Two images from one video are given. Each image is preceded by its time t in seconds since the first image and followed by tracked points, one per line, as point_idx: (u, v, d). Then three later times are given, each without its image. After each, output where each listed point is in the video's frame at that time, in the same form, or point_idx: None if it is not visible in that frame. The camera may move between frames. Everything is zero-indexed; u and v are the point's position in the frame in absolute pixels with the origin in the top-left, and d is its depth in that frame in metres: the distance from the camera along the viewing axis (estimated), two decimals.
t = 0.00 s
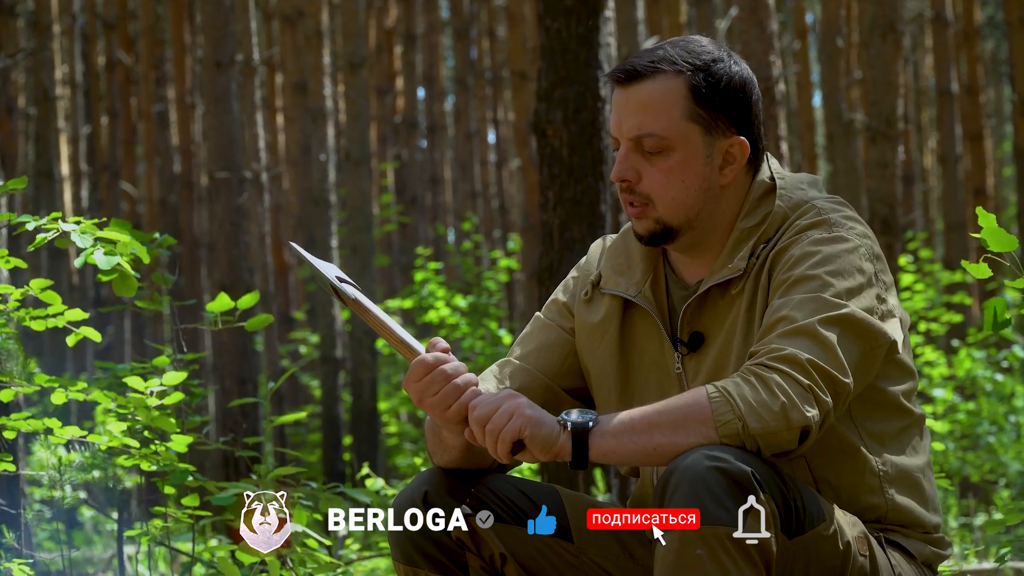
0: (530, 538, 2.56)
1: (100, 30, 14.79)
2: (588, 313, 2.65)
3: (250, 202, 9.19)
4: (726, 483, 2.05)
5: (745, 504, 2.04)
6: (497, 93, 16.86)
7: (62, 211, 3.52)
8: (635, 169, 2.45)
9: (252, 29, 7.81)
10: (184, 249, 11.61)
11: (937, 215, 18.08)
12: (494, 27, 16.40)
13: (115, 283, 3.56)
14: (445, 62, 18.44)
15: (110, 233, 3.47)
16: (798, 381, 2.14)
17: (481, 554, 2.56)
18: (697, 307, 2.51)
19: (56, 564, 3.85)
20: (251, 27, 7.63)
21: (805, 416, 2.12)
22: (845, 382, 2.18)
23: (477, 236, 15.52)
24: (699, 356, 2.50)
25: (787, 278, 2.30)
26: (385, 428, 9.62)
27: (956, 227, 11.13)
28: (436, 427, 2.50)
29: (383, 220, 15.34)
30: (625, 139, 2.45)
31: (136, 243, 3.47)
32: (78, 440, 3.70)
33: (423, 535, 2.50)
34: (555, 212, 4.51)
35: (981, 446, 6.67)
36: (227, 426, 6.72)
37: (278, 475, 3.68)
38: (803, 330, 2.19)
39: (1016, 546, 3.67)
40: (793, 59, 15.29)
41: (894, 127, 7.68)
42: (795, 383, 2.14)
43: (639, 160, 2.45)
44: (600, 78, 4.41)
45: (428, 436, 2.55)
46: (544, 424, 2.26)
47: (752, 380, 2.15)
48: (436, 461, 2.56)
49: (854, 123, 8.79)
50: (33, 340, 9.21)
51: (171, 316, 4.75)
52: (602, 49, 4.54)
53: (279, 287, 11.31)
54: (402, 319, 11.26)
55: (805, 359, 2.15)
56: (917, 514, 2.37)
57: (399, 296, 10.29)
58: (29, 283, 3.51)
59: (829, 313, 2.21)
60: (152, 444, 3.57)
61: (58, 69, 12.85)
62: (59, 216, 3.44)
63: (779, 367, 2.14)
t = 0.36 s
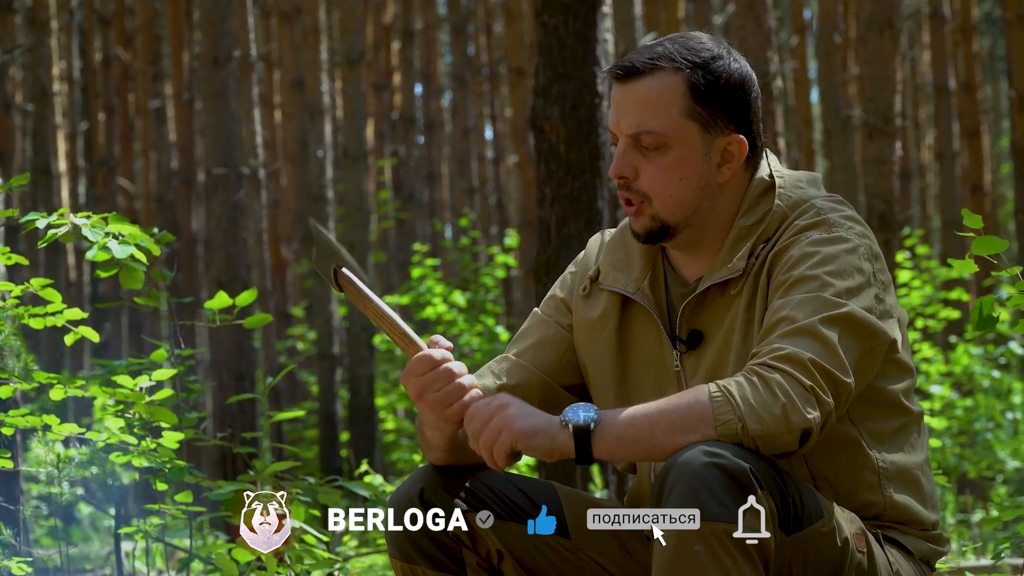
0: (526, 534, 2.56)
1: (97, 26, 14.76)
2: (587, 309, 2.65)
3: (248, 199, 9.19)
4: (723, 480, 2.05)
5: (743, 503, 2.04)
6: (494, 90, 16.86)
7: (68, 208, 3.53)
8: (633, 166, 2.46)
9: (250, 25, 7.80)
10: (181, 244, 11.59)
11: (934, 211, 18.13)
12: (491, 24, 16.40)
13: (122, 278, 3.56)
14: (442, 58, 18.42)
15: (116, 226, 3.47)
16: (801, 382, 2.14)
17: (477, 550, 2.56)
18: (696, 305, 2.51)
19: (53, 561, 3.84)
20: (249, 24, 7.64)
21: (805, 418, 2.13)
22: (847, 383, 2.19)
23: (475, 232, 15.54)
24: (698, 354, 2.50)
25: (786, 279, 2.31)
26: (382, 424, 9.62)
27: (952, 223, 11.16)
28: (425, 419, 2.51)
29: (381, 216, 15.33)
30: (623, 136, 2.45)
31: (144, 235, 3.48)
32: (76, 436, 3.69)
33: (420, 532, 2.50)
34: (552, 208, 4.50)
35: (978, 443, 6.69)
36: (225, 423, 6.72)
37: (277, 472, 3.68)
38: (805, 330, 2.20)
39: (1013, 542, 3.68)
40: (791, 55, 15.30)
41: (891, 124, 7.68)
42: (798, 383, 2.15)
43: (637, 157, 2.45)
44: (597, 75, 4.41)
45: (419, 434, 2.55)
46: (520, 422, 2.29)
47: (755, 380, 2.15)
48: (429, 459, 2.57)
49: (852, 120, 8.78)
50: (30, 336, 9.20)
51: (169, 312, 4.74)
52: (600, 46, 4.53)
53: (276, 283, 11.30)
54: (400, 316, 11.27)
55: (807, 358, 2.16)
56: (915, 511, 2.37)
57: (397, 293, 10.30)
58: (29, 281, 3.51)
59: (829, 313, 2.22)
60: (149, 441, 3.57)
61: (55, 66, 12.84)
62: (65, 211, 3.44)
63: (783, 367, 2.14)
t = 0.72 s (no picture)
0: (525, 535, 2.56)
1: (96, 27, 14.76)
2: (592, 306, 2.65)
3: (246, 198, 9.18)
4: (723, 480, 2.05)
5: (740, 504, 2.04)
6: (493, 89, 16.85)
7: (66, 203, 3.51)
8: (656, 153, 2.45)
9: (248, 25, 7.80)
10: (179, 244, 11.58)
11: (932, 210, 18.15)
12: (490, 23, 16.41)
13: (121, 275, 3.56)
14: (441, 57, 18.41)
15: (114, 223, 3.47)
16: (791, 373, 2.14)
17: (475, 551, 2.56)
18: (701, 304, 2.51)
19: (52, 561, 3.83)
20: (247, 23, 7.64)
21: (795, 409, 2.12)
22: (840, 371, 2.18)
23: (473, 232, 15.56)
24: (705, 353, 2.50)
25: (790, 276, 2.31)
26: (380, 424, 9.61)
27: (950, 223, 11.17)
28: (432, 424, 2.46)
29: (379, 216, 15.32)
30: (650, 122, 2.45)
31: (142, 231, 3.47)
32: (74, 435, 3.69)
33: (419, 534, 2.50)
34: (550, 208, 4.51)
35: (976, 443, 6.71)
36: (223, 423, 6.72)
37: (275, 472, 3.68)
38: (799, 322, 2.20)
39: (1011, 541, 3.70)
40: (790, 55, 15.30)
41: (889, 124, 7.69)
42: (788, 373, 2.14)
43: (662, 145, 2.45)
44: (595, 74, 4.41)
45: (424, 427, 2.51)
46: (529, 471, 2.29)
47: (742, 375, 2.15)
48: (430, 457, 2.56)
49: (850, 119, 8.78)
50: (28, 336, 9.19)
51: (168, 312, 4.74)
52: (597, 45, 4.53)
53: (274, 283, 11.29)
54: (398, 315, 11.27)
55: (798, 349, 2.15)
56: (914, 512, 2.37)
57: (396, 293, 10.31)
58: (28, 278, 3.50)
59: (829, 306, 2.22)
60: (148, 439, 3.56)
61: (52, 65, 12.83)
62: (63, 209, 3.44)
63: (771, 358, 2.14)
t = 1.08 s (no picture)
0: (525, 537, 2.56)
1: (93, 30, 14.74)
2: (593, 312, 2.64)
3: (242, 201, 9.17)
4: (725, 484, 2.05)
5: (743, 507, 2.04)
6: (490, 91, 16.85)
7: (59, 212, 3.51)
8: (667, 155, 2.44)
9: (245, 27, 7.81)
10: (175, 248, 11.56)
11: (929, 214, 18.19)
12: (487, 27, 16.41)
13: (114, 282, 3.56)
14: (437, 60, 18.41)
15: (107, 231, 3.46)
16: (787, 370, 2.13)
17: (474, 554, 2.56)
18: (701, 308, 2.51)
19: (49, 565, 3.82)
20: (244, 26, 7.65)
21: (792, 408, 2.11)
22: (840, 370, 2.18)
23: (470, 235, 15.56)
24: (707, 358, 2.51)
25: (790, 278, 2.31)
26: (377, 428, 9.61)
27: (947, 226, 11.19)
28: (450, 423, 2.45)
29: (376, 219, 15.33)
30: (661, 124, 2.44)
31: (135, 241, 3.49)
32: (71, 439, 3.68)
33: (419, 536, 2.49)
34: (547, 211, 4.50)
35: (973, 446, 6.71)
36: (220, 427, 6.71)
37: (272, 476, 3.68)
38: (797, 322, 2.19)
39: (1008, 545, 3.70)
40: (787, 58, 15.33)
41: (886, 127, 7.70)
42: (784, 373, 2.13)
43: (672, 147, 2.44)
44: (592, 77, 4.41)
45: (440, 427, 2.50)
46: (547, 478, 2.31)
47: (738, 376, 2.15)
48: (434, 459, 2.55)
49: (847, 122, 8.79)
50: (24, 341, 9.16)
51: (166, 317, 4.73)
52: (595, 48, 4.53)
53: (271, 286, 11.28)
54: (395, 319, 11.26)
55: (797, 348, 2.15)
56: (913, 517, 2.37)
57: (393, 296, 10.30)
58: (24, 284, 3.48)
59: (827, 307, 2.22)
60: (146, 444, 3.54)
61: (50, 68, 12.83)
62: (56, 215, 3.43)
63: (768, 357, 2.14)
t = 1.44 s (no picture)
0: (524, 540, 2.55)
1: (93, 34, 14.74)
2: (589, 317, 2.64)
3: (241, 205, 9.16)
4: (721, 488, 2.04)
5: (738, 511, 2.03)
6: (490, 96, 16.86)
7: (57, 221, 3.50)
8: (665, 155, 2.45)
9: (245, 31, 7.83)
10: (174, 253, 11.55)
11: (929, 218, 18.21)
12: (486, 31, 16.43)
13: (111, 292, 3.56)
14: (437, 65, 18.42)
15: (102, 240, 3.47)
16: (782, 375, 2.13)
17: (472, 558, 2.55)
18: (697, 312, 2.51)
19: (47, 570, 3.82)
20: (244, 31, 7.67)
21: (789, 411, 2.11)
22: (835, 375, 2.17)
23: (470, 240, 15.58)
24: (703, 361, 2.50)
25: (785, 282, 2.31)
26: (377, 433, 9.60)
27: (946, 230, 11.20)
28: (447, 428, 2.44)
29: (376, 224, 15.33)
30: (658, 125, 2.44)
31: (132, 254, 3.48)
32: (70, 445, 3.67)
33: (417, 538, 2.49)
34: (546, 216, 4.50)
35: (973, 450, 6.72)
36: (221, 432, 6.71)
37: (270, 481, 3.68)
38: (793, 327, 2.19)
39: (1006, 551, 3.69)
40: (786, 62, 15.34)
41: (886, 132, 7.71)
42: (781, 377, 2.13)
43: (669, 148, 2.45)
44: (590, 82, 4.41)
45: (436, 432, 2.50)
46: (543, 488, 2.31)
47: (734, 380, 2.15)
48: (430, 464, 2.55)
49: (845, 126, 8.80)
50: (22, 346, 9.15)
51: (166, 321, 4.72)
52: (594, 52, 4.54)
53: (271, 291, 11.28)
54: (395, 323, 11.25)
55: (792, 352, 2.15)
56: (909, 521, 2.36)
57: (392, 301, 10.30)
58: (22, 290, 3.48)
59: (822, 312, 2.21)
60: (143, 449, 3.54)
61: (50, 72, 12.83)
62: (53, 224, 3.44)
63: (763, 362, 2.14)
